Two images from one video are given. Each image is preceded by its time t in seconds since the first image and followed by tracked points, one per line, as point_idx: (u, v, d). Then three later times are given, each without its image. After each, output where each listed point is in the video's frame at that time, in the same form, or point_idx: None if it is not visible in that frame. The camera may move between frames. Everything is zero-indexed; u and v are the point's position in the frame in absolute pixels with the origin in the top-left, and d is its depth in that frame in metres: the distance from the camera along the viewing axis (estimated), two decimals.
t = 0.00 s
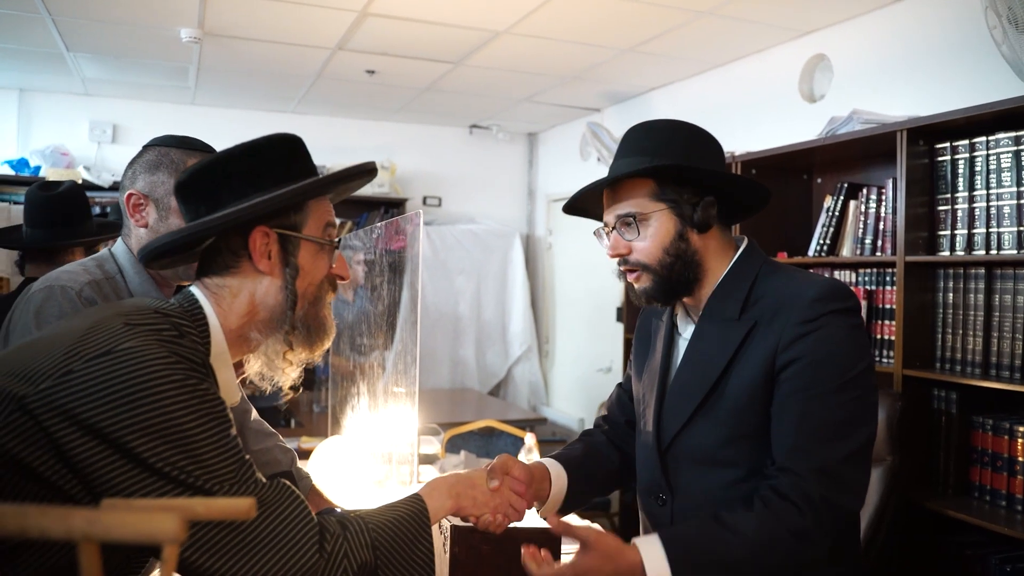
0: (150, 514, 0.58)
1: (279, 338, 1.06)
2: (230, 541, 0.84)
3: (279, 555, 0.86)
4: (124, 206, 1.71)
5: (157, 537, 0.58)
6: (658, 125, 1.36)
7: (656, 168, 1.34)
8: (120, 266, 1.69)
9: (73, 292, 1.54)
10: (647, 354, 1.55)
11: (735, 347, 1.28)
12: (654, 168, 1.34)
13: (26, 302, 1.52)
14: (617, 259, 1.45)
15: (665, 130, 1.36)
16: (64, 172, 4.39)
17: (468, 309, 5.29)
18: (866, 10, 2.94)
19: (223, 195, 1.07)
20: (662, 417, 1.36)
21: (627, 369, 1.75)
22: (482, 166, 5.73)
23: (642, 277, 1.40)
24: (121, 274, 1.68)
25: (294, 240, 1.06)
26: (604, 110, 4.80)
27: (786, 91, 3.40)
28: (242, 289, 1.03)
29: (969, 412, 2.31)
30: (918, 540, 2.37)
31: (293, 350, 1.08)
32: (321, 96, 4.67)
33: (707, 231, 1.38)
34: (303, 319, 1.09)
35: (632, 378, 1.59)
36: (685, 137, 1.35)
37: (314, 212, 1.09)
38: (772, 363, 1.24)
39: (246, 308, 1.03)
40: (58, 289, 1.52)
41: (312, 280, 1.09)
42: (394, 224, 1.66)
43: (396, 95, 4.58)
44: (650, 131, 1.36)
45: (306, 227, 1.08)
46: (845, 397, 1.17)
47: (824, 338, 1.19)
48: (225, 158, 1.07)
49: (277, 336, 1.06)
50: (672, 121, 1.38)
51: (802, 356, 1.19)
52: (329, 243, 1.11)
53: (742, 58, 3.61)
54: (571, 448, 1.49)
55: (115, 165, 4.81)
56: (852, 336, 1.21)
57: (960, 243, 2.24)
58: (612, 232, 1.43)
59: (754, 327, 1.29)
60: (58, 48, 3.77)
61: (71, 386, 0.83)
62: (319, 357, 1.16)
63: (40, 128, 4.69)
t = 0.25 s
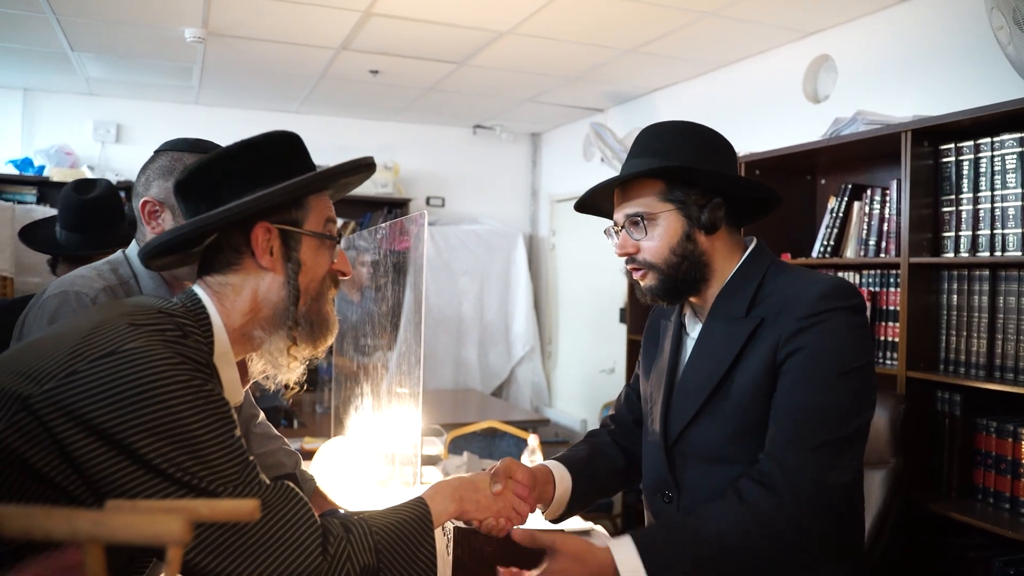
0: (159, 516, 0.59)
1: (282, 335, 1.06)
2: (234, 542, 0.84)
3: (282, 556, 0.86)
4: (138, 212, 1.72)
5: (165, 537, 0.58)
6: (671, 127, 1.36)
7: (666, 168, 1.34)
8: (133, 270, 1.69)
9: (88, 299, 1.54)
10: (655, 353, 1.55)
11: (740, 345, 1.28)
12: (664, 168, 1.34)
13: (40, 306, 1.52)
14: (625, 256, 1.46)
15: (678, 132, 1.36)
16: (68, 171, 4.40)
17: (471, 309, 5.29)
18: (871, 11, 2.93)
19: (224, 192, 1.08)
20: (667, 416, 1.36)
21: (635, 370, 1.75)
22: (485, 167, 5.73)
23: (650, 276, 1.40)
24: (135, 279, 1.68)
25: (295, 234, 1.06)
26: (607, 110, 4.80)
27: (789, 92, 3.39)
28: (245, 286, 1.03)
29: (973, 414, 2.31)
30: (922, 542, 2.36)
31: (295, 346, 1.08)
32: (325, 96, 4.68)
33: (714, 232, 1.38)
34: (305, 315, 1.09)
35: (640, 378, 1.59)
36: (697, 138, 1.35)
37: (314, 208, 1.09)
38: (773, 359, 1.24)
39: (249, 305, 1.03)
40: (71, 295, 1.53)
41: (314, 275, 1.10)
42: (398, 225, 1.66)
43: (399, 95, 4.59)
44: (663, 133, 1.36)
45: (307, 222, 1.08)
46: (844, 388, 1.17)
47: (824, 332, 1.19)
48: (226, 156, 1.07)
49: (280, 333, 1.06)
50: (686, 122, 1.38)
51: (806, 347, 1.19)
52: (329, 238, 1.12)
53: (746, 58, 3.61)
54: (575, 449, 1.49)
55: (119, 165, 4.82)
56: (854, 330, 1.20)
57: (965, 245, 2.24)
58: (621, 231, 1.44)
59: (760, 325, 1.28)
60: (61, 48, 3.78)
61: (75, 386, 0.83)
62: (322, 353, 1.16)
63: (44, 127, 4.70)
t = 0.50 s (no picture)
0: (160, 521, 0.58)
1: (283, 336, 1.07)
2: (236, 546, 0.84)
3: (285, 560, 0.86)
4: (144, 220, 1.72)
5: (167, 542, 0.58)
6: (665, 136, 1.37)
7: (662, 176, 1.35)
8: (138, 275, 1.69)
9: (94, 304, 1.55)
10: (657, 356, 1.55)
11: (742, 344, 1.28)
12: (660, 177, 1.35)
13: (46, 311, 1.53)
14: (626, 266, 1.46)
15: (671, 141, 1.36)
16: (69, 173, 4.40)
17: (471, 312, 5.29)
18: (871, 14, 2.93)
19: (224, 197, 1.08)
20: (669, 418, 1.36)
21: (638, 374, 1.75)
22: (485, 169, 5.73)
23: (649, 284, 1.41)
24: (141, 284, 1.68)
25: (293, 235, 1.06)
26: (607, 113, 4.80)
27: (790, 96, 3.39)
28: (245, 287, 1.03)
29: (973, 417, 2.31)
30: (922, 545, 2.36)
31: (295, 346, 1.09)
32: (325, 99, 4.68)
33: (712, 237, 1.38)
34: (305, 316, 1.09)
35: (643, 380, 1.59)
36: (691, 145, 1.35)
37: (312, 209, 1.10)
38: (773, 356, 1.25)
39: (249, 307, 1.04)
40: (78, 301, 1.53)
41: (313, 275, 1.10)
42: (399, 229, 1.66)
43: (400, 98, 4.59)
44: (657, 142, 1.37)
45: (304, 222, 1.08)
46: (843, 380, 1.17)
47: (822, 328, 1.19)
48: (223, 161, 1.08)
49: (280, 335, 1.06)
50: (681, 131, 1.38)
51: (808, 337, 1.20)
52: (327, 237, 1.12)
53: (747, 62, 3.61)
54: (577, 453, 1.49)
55: (119, 167, 4.82)
56: (853, 326, 1.20)
57: (965, 248, 2.24)
58: (620, 241, 1.44)
59: (762, 325, 1.29)
60: (62, 50, 3.79)
61: (79, 390, 0.83)
62: (324, 354, 1.16)
63: (45, 129, 4.70)
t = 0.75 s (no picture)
0: (162, 523, 0.59)
1: (283, 338, 1.07)
2: (238, 548, 0.84)
3: (286, 562, 0.86)
4: (145, 222, 1.73)
5: (169, 544, 0.58)
6: (671, 137, 1.37)
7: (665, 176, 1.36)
8: (142, 276, 1.70)
9: (97, 305, 1.55)
10: (658, 360, 1.55)
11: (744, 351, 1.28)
12: (663, 176, 1.36)
13: (50, 313, 1.52)
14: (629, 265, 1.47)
15: (677, 142, 1.36)
16: (73, 175, 4.41)
17: (474, 314, 5.29)
18: (876, 18, 2.94)
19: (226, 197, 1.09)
20: (672, 421, 1.36)
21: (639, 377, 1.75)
22: (489, 172, 5.74)
23: (651, 285, 1.41)
24: (143, 285, 1.69)
25: (294, 234, 1.07)
26: (611, 116, 4.81)
27: (794, 99, 3.39)
28: (246, 287, 1.04)
29: (977, 422, 2.30)
30: (925, 549, 2.35)
31: (296, 346, 1.09)
32: (330, 101, 4.69)
33: (715, 239, 1.38)
34: (305, 317, 1.09)
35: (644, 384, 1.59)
36: (696, 147, 1.35)
37: (314, 209, 1.10)
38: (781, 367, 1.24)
39: (250, 308, 1.04)
40: (82, 303, 1.53)
41: (315, 276, 1.10)
42: (403, 230, 1.67)
43: (404, 101, 4.60)
44: (663, 143, 1.37)
45: (306, 223, 1.09)
46: (852, 391, 1.16)
47: (828, 336, 1.19)
48: (227, 161, 1.09)
49: (281, 337, 1.06)
50: (688, 133, 1.38)
51: (813, 352, 1.19)
52: (329, 238, 1.12)
53: (751, 65, 3.61)
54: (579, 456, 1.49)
55: (123, 169, 4.83)
56: (858, 334, 1.20)
57: (969, 252, 2.23)
58: (624, 240, 1.45)
59: (764, 330, 1.28)
60: (68, 52, 3.80)
61: (80, 391, 0.83)
62: (326, 356, 1.16)
63: (50, 131, 4.72)
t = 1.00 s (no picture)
0: (160, 525, 0.58)
1: (280, 337, 1.06)
2: (235, 549, 0.84)
3: (284, 562, 0.85)
4: (135, 220, 1.72)
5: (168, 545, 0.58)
6: (672, 131, 1.37)
7: (664, 172, 1.36)
8: (133, 275, 1.69)
9: (89, 304, 1.53)
10: (655, 357, 1.55)
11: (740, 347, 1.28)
12: (661, 172, 1.36)
13: (41, 313, 1.51)
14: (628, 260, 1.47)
15: (679, 137, 1.37)
16: (68, 176, 4.40)
17: (472, 314, 5.29)
18: (871, 16, 2.94)
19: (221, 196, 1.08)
20: (670, 419, 1.36)
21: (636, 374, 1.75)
22: (485, 171, 5.73)
23: (649, 281, 1.41)
24: (135, 284, 1.68)
25: (290, 233, 1.06)
26: (607, 115, 4.81)
27: (790, 97, 3.39)
28: (242, 286, 1.03)
29: (974, 418, 2.30)
30: (923, 546, 2.36)
31: (292, 346, 1.09)
32: (325, 101, 4.69)
33: (713, 236, 1.38)
34: (301, 316, 1.09)
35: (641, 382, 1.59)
36: (695, 143, 1.36)
37: (311, 208, 1.10)
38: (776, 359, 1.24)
39: (246, 307, 1.04)
40: (73, 302, 1.51)
41: (311, 275, 1.10)
42: (399, 230, 1.67)
43: (400, 100, 4.60)
44: (664, 139, 1.38)
45: (303, 222, 1.08)
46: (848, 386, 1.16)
47: (823, 329, 1.19)
48: (222, 159, 1.08)
49: (278, 336, 1.06)
50: (689, 129, 1.38)
51: (809, 341, 1.19)
52: (325, 237, 1.12)
53: (747, 63, 3.61)
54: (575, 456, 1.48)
55: (119, 170, 4.82)
56: (853, 328, 1.20)
57: (965, 249, 2.24)
58: (623, 235, 1.45)
59: (761, 326, 1.28)
60: (63, 53, 3.79)
61: (77, 392, 0.83)
62: (323, 354, 1.16)
63: (45, 132, 4.70)
